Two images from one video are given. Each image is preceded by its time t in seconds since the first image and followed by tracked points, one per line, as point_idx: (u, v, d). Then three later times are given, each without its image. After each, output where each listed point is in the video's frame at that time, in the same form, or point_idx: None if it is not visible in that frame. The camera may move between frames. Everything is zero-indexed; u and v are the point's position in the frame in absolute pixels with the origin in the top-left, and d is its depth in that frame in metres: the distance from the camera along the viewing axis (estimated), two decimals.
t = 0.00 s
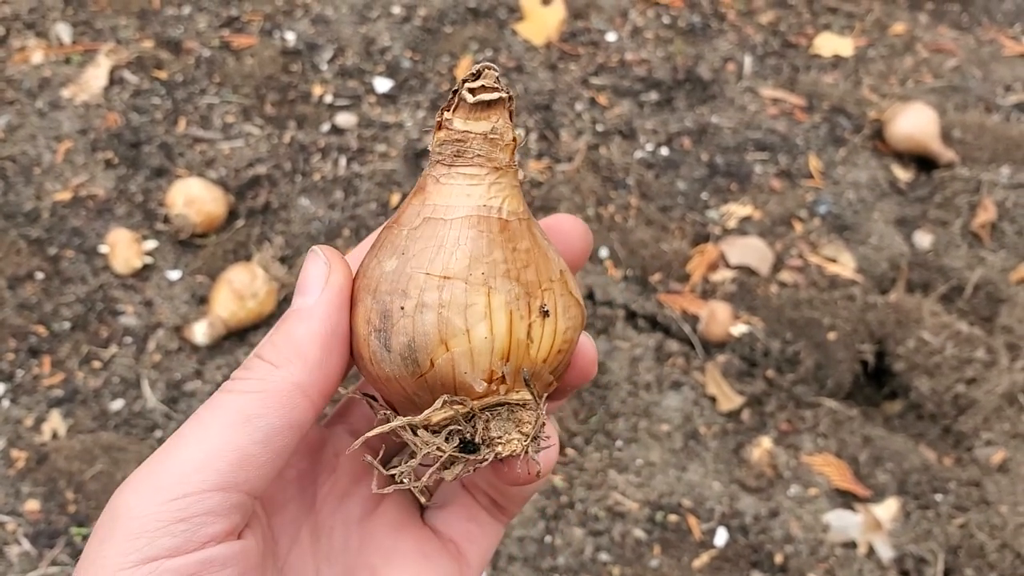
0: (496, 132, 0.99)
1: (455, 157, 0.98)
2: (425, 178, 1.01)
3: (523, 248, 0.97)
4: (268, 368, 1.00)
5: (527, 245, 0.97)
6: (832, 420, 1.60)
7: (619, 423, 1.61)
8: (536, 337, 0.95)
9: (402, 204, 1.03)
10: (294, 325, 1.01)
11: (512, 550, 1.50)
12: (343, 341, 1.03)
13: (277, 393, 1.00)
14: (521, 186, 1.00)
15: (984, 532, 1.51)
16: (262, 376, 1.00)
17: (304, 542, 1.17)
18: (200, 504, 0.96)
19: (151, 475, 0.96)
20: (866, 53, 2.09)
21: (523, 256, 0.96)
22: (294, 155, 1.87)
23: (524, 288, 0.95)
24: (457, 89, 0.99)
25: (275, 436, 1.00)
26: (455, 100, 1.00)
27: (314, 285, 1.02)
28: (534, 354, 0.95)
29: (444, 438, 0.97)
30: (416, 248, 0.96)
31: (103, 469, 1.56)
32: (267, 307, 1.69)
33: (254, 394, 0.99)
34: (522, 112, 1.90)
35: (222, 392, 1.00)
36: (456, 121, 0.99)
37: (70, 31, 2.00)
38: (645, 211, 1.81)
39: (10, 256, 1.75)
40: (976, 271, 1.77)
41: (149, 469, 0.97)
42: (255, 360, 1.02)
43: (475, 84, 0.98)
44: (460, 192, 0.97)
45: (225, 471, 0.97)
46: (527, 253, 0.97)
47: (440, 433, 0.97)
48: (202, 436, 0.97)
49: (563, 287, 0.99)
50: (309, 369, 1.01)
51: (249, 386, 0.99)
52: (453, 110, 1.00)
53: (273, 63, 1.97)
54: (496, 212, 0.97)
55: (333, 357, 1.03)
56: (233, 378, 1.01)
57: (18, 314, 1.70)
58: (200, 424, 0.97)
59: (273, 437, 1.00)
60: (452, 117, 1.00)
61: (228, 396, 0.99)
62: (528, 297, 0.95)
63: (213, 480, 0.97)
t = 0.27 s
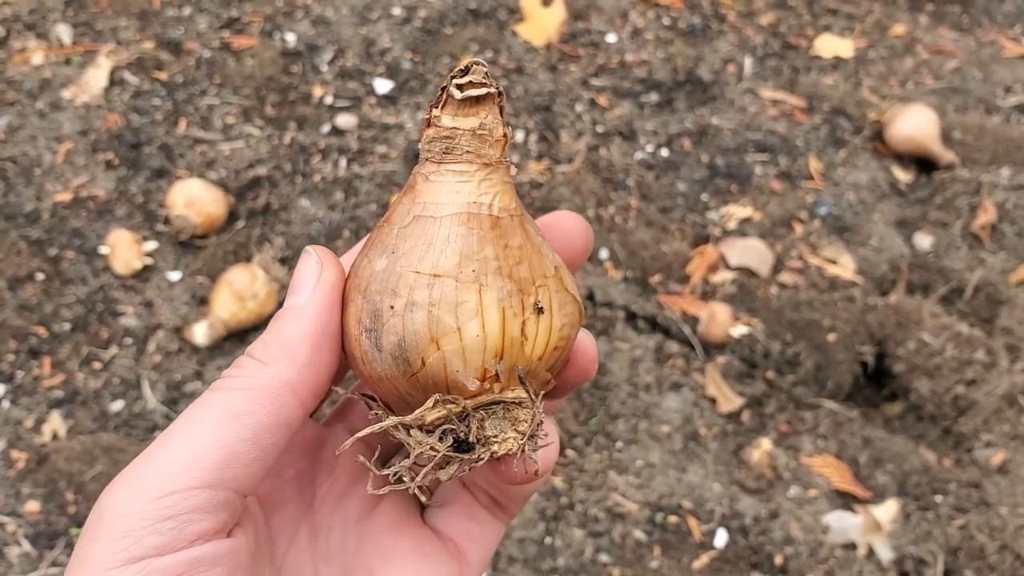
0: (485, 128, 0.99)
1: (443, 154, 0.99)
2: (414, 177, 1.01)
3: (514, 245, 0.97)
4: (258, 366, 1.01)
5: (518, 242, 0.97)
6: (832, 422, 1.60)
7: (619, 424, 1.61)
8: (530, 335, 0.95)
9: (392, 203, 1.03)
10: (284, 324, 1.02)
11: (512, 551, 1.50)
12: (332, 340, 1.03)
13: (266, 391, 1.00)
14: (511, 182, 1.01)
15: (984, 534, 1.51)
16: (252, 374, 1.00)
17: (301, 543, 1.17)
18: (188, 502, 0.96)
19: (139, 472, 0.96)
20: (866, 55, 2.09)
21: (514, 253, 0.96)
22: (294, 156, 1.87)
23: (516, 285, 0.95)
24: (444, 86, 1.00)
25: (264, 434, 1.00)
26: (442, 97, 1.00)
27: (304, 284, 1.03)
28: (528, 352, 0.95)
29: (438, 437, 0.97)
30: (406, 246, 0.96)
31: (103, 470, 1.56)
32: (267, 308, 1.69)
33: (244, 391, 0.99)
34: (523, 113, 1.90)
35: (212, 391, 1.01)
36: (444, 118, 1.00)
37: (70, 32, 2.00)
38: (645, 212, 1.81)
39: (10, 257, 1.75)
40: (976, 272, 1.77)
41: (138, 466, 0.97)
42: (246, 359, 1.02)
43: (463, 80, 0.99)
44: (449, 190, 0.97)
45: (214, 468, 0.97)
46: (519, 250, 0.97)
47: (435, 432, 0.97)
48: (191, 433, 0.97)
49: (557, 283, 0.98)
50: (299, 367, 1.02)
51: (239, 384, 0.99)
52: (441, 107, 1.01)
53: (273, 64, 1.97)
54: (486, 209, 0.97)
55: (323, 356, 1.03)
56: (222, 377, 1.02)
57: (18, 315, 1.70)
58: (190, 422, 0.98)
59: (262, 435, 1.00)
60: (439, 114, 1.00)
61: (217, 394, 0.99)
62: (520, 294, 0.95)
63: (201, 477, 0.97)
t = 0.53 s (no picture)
0: (494, 131, 0.99)
1: (453, 156, 0.99)
2: (423, 177, 1.01)
3: (522, 246, 0.97)
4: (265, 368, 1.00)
5: (526, 244, 0.97)
6: (830, 423, 1.61)
7: (617, 425, 1.62)
8: (537, 336, 0.95)
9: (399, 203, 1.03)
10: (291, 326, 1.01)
11: (511, 552, 1.50)
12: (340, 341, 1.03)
13: (273, 393, 1.00)
14: (519, 184, 1.01)
15: (982, 535, 1.51)
16: (258, 376, 1.00)
17: (304, 543, 1.17)
18: (194, 504, 0.96)
19: (146, 473, 0.96)
20: (865, 56, 2.09)
21: (522, 255, 0.97)
22: (293, 156, 1.87)
23: (524, 287, 0.95)
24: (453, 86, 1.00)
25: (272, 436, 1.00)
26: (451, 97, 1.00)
27: (311, 285, 1.03)
28: (535, 353, 0.95)
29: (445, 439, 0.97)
30: (415, 247, 0.96)
31: (101, 470, 1.56)
32: (266, 309, 1.69)
33: (250, 393, 0.99)
34: (522, 113, 1.90)
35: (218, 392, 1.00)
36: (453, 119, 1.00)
37: (69, 32, 2.00)
38: (644, 214, 1.81)
39: (9, 257, 1.75)
40: (975, 274, 1.77)
41: (144, 467, 0.97)
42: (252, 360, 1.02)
43: (472, 82, 0.99)
44: (458, 191, 0.97)
45: (220, 470, 0.97)
46: (527, 251, 0.97)
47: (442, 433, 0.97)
48: (197, 435, 0.97)
49: (564, 285, 0.99)
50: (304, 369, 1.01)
51: (245, 385, 0.99)
52: (450, 108, 1.01)
53: (272, 65, 1.97)
54: (494, 211, 0.97)
55: (330, 359, 1.03)
56: (229, 378, 1.02)
57: (16, 315, 1.70)
58: (196, 423, 0.98)
59: (269, 437, 1.00)
60: (448, 116, 1.00)
61: (224, 396, 0.99)
62: (527, 295, 0.95)
63: (207, 479, 0.96)
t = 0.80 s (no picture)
0: (477, 145, 0.98)
1: (436, 173, 0.97)
2: (407, 195, 1.00)
3: (512, 259, 0.96)
4: (275, 378, 0.95)
5: (516, 256, 0.97)
6: (831, 424, 1.61)
7: (618, 427, 1.61)
8: (531, 348, 0.95)
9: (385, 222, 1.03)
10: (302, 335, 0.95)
11: (512, 554, 1.50)
12: (353, 347, 0.96)
13: (284, 407, 0.96)
14: (504, 195, 1.00)
15: (983, 537, 1.51)
16: (268, 388, 0.95)
17: (296, 548, 1.16)
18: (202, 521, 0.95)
19: (152, 487, 0.95)
20: (866, 57, 2.09)
21: (511, 268, 0.96)
22: (294, 157, 1.87)
23: (516, 299, 0.95)
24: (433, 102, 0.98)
25: (281, 449, 0.97)
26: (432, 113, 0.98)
27: (321, 290, 0.94)
28: (531, 365, 0.95)
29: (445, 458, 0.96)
30: (404, 270, 0.95)
31: (102, 471, 1.56)
32: (267, 310, 1.69)
33: (259, 408, 0.95)
34: (523, 114, 1.90)
35: (225, 401, 0.96)
36: (435, 136, 0.98)
37: (71, 33, 2.00)
38: (645, 215, 1.81)
39: (10, 258, 1.75)
40: (976, 275, 1.77)
41: (151, 480, 0.96)
42: (260, 367, 0.96)
43: (451, 98, 0.97)
44: (445, 209, 0.96)
45: (228, 486, 0.95)
46: (517, 264, 0.97)
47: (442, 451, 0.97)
48: (205, 451, 0.94)
49: (553, 294, 0.99)
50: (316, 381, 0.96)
51: (254, 398, 0.95)
52: (431, 124, 0.99)
53: (274, 65, 1.97)
54: (482, 225, 0.96)
55: (345, 368, 0.97)
56: (237, 385, 0.97)
57: (17, 316, 1.70)
58: (203, 438, 0.95)
59: (279, 451, 0.97)
60: (429, 131, 0.98)
61: (232, 408, 0.95)
62: (520, 308, 0.95)
63: (214, 495, 0.95)
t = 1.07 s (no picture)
0: (488, 153, 0.98)
1: (449, 182, 0.97)
2: (418, 203, 0.99)
3: (523, 264, 0.97)
4: (296, 385, 0.94)
5: (526, 261, 0.97)
6: (833, 425, 1.61)
7: (621, 427, 1.62)
8: (542, 350, 0.97)
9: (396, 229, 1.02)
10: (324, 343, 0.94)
11: (514, 553, 1.50)
12: (374, 356, 0.95)
13: (303, 415, 0.95)
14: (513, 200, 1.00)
15: (985, 537, 1.51)
16: (289, 396, 0.94)
17: (294, 547, 1.16)
18: (216, 526, 0.94)
19: (168, 491, 0.94)
20: (868, 58, 2.09)
21: (523, 273, 0.97)
22: (297, 157, 1.87)
23: (527, 304, 0.96)
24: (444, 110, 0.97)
25: (298, 456, 0.97)
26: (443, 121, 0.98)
27: (346, 299, 0.93)
28: (541, 367, 0.97)
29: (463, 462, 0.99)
30: (421, 279, 0.95)
31: (106, 470, 1.56)
32: (270, 310, 1.70)
33: (279, 415, 0.94)
34: (525, 115, 1.91)
35: (244, 407, 0.95)
36: (447, 144, 0.97)
37: (74, 33, 2.00)
38: (647, 215, 1.81)
39: (13, 257, 1.75)
40: (978, 276, 1.77)
41: (167, 484, 0.94)
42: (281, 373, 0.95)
43: (462, 105, 0.96)
44: (458, 217, 0.96)
45: (244, 491, 0.94)
46: (528, 268, 0.97)
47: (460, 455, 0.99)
48: (223, 457, 0.93)
49: (561, 296, 1.00)
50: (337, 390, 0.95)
51: (274, 405, 0.94)
52: (440, 132, 0.98)
53: (276, 66, 1.97)
54: (495, 232, 0.96)
55: (365, 378, 0.96)
56: (256, 390, 0.96)
57: (21, 315, 1.70)
58: (221, 444, 0.93)
59: (296, 458, 0.96)
60: (440, 139, 0.98)
61: (251, 414, 0.94)
62: (531, 312, 0.96)
63: (231, 501, 0.94)
